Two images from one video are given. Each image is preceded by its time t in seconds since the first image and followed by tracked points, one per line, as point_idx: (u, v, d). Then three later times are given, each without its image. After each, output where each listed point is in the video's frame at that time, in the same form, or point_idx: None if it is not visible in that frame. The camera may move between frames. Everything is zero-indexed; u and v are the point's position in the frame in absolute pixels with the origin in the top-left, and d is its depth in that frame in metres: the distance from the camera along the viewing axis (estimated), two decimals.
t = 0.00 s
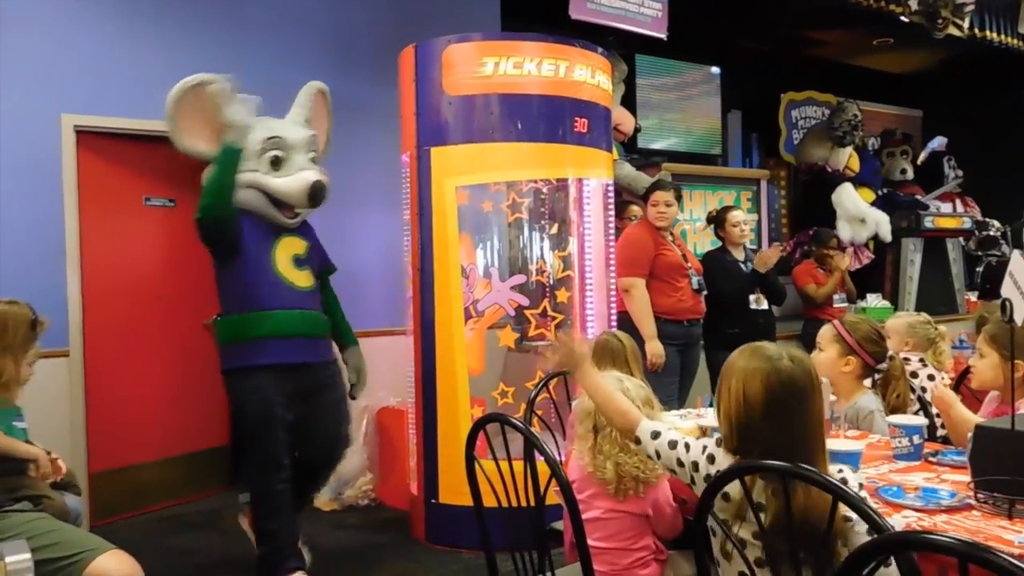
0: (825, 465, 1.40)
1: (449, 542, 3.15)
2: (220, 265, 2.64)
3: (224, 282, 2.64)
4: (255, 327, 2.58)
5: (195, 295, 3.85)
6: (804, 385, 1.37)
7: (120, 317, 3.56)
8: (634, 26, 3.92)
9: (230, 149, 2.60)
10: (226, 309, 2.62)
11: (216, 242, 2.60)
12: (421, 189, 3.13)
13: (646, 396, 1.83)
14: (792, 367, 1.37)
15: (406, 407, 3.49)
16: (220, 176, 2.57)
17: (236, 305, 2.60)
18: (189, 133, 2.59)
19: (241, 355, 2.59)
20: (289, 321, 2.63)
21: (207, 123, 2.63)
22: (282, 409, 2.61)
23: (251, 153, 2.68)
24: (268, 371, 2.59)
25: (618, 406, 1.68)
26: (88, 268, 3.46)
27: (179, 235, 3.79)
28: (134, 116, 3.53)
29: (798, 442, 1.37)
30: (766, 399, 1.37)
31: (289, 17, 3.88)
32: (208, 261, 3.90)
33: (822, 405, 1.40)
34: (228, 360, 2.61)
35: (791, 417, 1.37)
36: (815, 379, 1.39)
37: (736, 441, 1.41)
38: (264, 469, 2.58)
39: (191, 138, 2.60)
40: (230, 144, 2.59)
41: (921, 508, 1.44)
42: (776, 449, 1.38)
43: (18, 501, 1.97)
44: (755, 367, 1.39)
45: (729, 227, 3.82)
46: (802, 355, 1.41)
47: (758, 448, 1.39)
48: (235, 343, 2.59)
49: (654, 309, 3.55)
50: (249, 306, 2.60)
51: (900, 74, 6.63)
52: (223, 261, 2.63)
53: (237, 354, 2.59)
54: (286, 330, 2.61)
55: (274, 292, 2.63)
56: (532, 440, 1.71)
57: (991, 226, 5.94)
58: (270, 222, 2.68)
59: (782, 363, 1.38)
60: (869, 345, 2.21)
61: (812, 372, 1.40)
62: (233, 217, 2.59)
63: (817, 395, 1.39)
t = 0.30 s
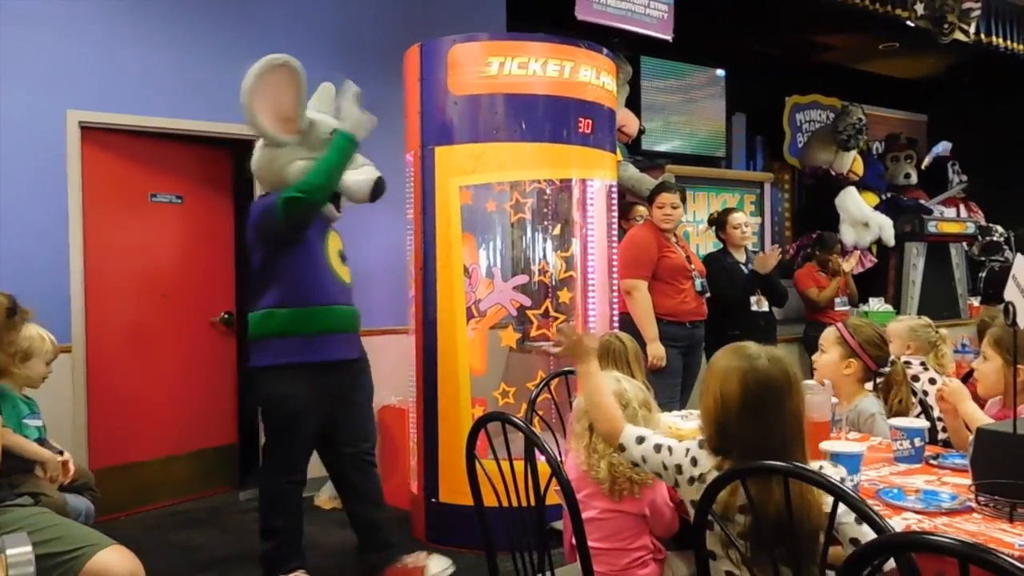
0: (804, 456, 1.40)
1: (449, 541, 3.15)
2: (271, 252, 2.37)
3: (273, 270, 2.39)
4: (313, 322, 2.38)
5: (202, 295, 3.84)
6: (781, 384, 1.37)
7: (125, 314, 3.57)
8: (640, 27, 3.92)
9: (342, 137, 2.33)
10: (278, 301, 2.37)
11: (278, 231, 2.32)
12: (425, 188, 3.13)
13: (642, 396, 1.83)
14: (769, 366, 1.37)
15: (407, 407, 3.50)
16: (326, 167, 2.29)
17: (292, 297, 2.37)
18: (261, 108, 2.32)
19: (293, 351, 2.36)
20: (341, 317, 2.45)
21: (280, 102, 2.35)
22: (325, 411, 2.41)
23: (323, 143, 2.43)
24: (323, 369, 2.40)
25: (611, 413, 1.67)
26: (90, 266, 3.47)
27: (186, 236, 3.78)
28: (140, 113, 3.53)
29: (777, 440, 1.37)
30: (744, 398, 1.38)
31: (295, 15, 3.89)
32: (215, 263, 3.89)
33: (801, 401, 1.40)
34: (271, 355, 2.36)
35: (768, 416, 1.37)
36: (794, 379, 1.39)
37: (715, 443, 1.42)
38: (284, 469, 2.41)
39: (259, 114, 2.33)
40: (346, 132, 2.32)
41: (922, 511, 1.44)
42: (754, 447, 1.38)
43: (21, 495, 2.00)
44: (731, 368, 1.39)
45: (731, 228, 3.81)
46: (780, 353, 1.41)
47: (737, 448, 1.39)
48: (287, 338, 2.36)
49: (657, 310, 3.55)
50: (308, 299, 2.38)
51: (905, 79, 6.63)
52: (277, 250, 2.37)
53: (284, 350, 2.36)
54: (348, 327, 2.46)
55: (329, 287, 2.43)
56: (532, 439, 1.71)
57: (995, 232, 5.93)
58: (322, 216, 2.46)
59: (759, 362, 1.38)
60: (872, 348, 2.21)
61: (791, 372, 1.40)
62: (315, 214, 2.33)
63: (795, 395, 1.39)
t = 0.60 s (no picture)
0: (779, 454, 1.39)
1: (441, 539, 3.15)
2: (329, 250, 2.21)
3: (326, 271, 2.23)
4: (373, 322, 2.24)
5: (198, 292, 3.82)
6: (749, 378, 1.37)
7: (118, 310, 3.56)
8: (636, 26, 3.93)
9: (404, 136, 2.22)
10: (339, 301, 2.21)
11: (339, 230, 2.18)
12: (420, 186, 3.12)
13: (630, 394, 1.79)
14: (738, 361, 1.38)
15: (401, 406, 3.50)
16: (389, 166, 2.16)
17: (353, 296, 2.22)
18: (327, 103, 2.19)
19: (354, 351, 2.21)
20: (395, 315, 2.31)
21: (345, 100, 2.23)
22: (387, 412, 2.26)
23: (381, 146, 2.28)
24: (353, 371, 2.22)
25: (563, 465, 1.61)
26: (83, 262, 3.46)
27: (180, 232, 3.76)
28: (134, 108, 3.52)
29: (744, 432, 1.37)
30: (708, 395, 1.39)
31: (291, 12, 3.89)
32: (215, 260, 3.87)
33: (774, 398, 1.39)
34: (330, 357, 2.21)
35: (733, 411, 1.37)
36: (762, 373, 1.38)
37: (686, 437, 1.44)
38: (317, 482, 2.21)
39: (323, 109, 2.19)
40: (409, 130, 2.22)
41: (913, 510, 1.44)
42: (724, 441, 1.38)
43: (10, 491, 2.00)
44: (700, 361, 1.41)
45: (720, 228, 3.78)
46: (752, 349, 1.42)
47: (705, 445, 1.41)
48: (344, 340, 2.21)
49: (649, 309, 3.57)
50: (367, 298, 2.24)
51: (900, 80, 6.65)
52: (334, 248, 2.21)
53: (336, 352, 2.21)
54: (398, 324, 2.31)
55: (385, 284, 2.29)
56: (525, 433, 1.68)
57: (987, 233, 5.95)
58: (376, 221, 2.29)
59: (728, 356, 1.39)
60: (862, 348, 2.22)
61: (759, 366, 1.39)
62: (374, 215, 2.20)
63: (764, 389, 1.38)
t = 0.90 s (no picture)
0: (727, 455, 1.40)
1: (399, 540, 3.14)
2: (334, 255, 2.05)
3: (333, 274, 2.07)
4: (385, 323, 2.07)
5: (158, 291, 3.75)
6: (704, 377, 1.40)
7: (74, 308, 3.48)
8: (597, 29, 3.94)
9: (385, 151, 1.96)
10: (343, 305, 2.05)
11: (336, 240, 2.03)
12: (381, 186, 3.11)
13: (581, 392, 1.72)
14: (697, 361, 1.41)
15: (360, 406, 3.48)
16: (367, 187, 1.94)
17: (358, 300, 2.05)
18: (342, 106, 2.00)
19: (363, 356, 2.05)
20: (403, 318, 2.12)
21: (361, 100, 2.04)
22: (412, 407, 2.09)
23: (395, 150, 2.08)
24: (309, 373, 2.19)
25: (525, 496, 1.64)
26: (38, 260, 3.37)
27: (140, 230, 3.68)
28: (90, 102, 3.45)
29: (697, 430, 1.38)
30: (665, 392, 1.41)
31: (250, 8, 3.85)
32: (176, 260, 3.80)
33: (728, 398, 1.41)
34: (344, 359, 2.06)
35: (686, 407, 1.39)
36: (721, 375, 1.41)
37: (643, 436, 1.44)
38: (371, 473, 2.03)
39: (336, 111, 2.01)
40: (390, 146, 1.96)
41: (861, 509, 1.47)
42: (678, 439, 1.39)
43: None
44: (664, 360, 1.43)
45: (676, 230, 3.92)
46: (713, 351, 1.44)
47: (659, 438, 1.42)
48: (354, 342, 2.05)
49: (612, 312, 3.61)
50: (377, 299, 2.07)
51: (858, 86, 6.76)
52: (341, 254, 2.05)
53: (347, 356, 2.05)
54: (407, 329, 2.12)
55: (394, 283, 2.12)
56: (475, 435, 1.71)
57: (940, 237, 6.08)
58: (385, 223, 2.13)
59: (688, 356, 1.41)
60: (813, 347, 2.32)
61: (719, 368, 1.42)
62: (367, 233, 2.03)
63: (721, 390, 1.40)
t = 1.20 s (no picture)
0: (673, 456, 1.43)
1: (341, 540, 3.13)
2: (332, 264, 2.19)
3: (335, 278, 2.20)
4: (384, 327, 2.22)
5: (95, 286, 3.67)
6: (640, 379, 1.42)
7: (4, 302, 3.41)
8: (546, 31, 3.98)
9: (370, 176, 2.02)
10: (347, 308, 2.20)
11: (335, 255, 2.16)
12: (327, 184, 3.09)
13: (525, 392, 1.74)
14: (632, 363, 1.43)
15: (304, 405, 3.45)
16: (354, 213, 2.05)
17: (359, 303, 2.19)
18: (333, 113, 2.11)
19: (370, 355, 2.21)
20: (405, 317, 2.28)
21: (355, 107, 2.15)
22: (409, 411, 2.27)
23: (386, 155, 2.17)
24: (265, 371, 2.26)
25: (473, 501, 1.53)
26: None
27: (76, 224, 3.61)
28: (25, 93, 3.36)
29: (634, 431, 1.41)
30: (602, 393, 1.44)
31: None
32: (119, 254, 3.73)
33: (671, 401, 1.43)
34: (347, 360, 2.22)
35: (623, 408, 1.42)
36: (659, 375, 1.43)
37: (583, 438, 1.47)
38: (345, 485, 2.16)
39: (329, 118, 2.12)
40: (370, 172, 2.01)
41: (794, 507, 1.52)
42: (616, 439, 1.42)
43: None
44: (602, 364, 1.47)
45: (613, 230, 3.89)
46: (655, 354, 1.46)
47: (596, 438, 1.45)
48: (355, 344, 2.21)
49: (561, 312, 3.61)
50: (377, 303, 2.21)
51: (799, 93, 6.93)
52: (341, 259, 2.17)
53: (349, 356, 2.21)
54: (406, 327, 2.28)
55: (395, 285, 2.25)
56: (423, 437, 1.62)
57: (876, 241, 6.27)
58: (386, 227, 2.24)
59: (624, 358, 1.44)
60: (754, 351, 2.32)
61: (656, 368, 1.44)
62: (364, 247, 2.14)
63: (658, 388, 1.42)
